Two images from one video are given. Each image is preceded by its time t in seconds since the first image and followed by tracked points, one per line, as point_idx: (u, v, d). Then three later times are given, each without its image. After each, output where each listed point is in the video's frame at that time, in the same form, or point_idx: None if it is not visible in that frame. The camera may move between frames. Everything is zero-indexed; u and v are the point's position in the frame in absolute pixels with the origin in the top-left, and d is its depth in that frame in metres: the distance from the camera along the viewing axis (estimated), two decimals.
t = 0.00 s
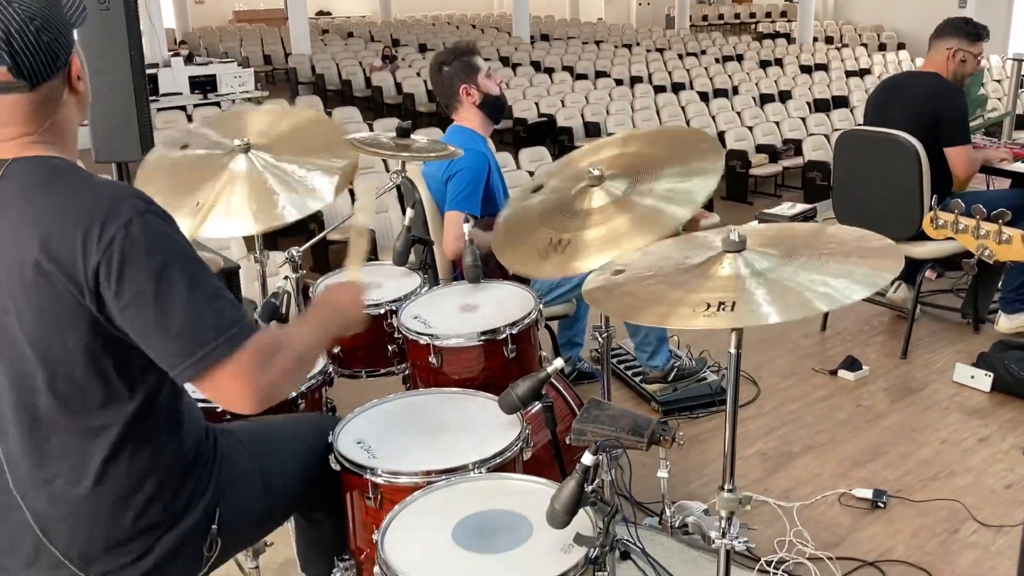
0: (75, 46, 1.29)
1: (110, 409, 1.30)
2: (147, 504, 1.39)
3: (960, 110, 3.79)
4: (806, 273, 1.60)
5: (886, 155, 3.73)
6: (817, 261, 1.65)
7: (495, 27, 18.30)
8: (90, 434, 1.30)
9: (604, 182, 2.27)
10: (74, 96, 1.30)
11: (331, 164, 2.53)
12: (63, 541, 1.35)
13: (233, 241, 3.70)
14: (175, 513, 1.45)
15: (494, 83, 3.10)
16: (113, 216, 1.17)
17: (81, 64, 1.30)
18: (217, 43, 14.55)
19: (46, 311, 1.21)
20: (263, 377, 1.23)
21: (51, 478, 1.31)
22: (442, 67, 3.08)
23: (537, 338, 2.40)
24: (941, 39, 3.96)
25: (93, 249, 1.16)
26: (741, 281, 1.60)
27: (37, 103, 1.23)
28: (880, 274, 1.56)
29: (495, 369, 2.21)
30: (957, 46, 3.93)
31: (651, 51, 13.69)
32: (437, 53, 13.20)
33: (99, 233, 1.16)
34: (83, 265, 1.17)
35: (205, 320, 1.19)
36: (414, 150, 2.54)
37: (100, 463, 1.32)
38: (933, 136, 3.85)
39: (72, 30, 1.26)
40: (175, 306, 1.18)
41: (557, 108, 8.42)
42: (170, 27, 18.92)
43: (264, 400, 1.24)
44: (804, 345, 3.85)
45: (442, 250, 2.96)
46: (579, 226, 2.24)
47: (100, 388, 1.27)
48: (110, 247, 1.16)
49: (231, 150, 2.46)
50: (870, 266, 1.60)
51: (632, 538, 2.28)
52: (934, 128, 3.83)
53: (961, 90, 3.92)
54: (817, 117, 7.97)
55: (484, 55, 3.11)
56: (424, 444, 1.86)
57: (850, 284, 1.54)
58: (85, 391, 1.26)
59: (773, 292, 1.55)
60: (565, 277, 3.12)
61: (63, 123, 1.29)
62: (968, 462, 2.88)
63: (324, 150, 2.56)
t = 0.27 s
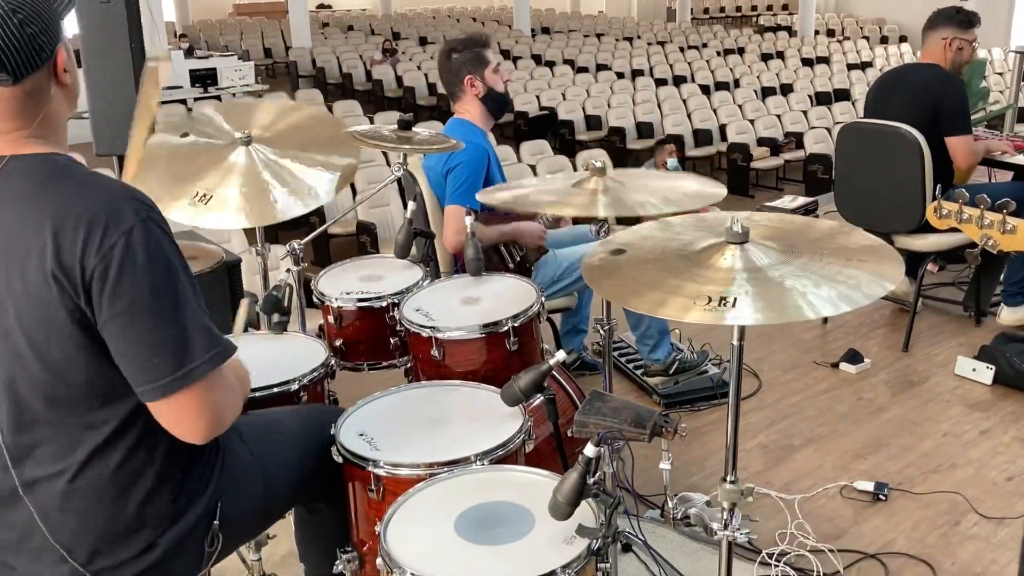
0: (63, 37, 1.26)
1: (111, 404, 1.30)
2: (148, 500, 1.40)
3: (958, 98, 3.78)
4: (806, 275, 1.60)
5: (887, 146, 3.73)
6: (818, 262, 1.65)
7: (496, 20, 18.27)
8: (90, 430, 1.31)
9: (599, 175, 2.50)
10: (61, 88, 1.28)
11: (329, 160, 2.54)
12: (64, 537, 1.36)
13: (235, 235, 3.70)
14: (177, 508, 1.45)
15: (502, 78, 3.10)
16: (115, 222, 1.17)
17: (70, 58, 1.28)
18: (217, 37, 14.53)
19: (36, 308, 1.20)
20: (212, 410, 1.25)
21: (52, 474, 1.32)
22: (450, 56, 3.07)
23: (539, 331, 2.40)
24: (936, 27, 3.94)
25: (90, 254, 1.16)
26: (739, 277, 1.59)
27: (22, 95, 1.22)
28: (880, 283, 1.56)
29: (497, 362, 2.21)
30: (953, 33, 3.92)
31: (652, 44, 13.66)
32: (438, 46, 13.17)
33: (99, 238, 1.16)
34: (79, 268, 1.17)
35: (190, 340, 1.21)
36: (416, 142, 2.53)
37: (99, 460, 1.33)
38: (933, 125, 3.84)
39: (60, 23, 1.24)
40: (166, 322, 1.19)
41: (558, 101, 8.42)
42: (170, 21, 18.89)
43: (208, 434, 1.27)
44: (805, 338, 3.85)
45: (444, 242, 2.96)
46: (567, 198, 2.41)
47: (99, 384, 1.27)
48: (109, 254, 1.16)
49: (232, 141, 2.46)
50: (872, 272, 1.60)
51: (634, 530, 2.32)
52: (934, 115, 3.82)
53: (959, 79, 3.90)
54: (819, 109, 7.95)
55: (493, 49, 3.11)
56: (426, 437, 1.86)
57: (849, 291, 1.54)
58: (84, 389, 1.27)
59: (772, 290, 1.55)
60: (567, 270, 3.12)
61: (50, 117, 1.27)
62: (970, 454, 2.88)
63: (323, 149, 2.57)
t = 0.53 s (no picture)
0: (48, 33, 1.22)
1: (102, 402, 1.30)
2: (141, 496, 1.40)
3: (955, 92, 3.78)
4: (804, 265, 1.59)
5: (884, 141, 3.73)
6: (813, 252, 1.65)
7: (495, 15, 18.24)
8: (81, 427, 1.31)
9: (597, 172, 2.47)
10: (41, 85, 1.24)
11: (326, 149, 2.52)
12: (57, 534, 1.36)
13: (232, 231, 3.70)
14: (171, 504, 1.45)
15: (502, 74, 3.09)
16: (96, 221, 1.17)
17: (53, 55, 1.24)
18: (215, 32, 14.50)
19: (24, 309, 1.21)
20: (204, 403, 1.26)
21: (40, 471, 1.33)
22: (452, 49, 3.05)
23: (536, 326, 2.40)
24: (935, 25, 3.95)
25: (73, 254, 1.16)
26: (736, 272, 1.59)
27: None
28: (876, 268, 1.56)
29: (493, 358, 2.21)
30: (956, 32, 3.91)
31: (651, 39, 13.64)
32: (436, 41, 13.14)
33: (81, 239, 1.16)
34: (63, 269, 1.17)
35: (177, 338, 1.21)
36: (413, 138, 2.53)
37: (89, 457, 1.33)
38: (929, 119, 3.84)
39: (43, 22, 1.20)
40: (152, 320, 1.19)
41: (556, 96, 8.40)
42: (169, 16, 18.87)
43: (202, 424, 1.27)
44: (803, 334, 3.86)
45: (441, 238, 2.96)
46: (569, 199, 2.37)
47: (89, 381, 1.27)
48: (91, 255, 1.16)
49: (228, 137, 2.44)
50: (869, 258, 1.60)
51: (630, 525, 2.33)
52: (930, 109, 3.82)
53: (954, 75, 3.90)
54: (817, 105, 7.95)
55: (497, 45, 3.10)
56: (421, 432, 1.86)
57: (848, 277, 1.54)
58: (74, 386, 1.27)
59: (769, 284, 1.55)
60: (564, 266, 3.11)
61: (32, 117, 1.25)
62: (966, 449, 2.89)
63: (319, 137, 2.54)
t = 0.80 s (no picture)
0: (24, 29, 1.21)
1: (92, 395, 1.30)
2: (135, 490, 1.39)
3: (950, 85, 3.77)
4: (798, 260, 1.59)
5: (880, 136, 3.72)
6: (809, 248, 1.64)
7: (492, 11, 18.20)
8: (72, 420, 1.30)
9: (591, 168, 2.44)
10: (16, 81, 1.23)
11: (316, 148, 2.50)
12: (50, 528, 1.35)
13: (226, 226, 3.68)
14: (165, 499, 1.45)
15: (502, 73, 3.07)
16: (92, 202, 1.16)
17: (29, 46, 1.23)
18: (211, 27, 14.45)
19: (20, 294, 1.20)
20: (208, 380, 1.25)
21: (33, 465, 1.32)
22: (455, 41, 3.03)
23: (531, 321, 2.40)
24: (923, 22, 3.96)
25: (70, 235, 1.16)
26: (731, 265, 1.59)
27: None
28: (872, 266, 1.56)
29: (488, 353, 2.21)
30: (947, 26, 3.91)
31: (648, 35, 13.63)
32: (433, 37, 13.12)
33: (77, 219, 1.15)
34: (60, 252, 1.16)
35: (177, 318, 1.20)
36: (408, 133, 2.52)
37: (81, 450, 1.32)
38: (924, 114, 3.84)
39: (14, 13, 1.18)
40: (152, 300, 1.18)
41: (553, 92, 8.38)
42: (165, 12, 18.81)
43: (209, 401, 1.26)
44: (799, 329, 3.85)
45: (436, 233, 2.95)
46: (566, 202, 2.34)
47: (83, 372, 1.26)
48: (88, 235, 1.15)
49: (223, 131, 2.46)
50: (862, 256, 1.60)
51: (625, 521, 2.33)
52: (925, 103, 3.82)
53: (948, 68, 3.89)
54: (814, 101, 7.94)
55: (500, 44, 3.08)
56: (415, 427, 1.86)
57: (842, 274, 1.53)
58: (66, 377, 1.26)
59: (764, 279, 1.54)
60: (559, 261, 3.10)
61: (9, 109, 1.24)
62: (962, 445, 2.89)
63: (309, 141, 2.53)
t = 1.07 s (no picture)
0: (25, 32, 1.21)
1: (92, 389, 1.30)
2: (134, 487, 1.39)
3: (945, 82, 3.78)
4: (795, 256, 1.59)
5: (877, 134, 3.73)
6: (806, 244, 1.64)
7: (488, 8, 18.18)
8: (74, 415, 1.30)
9: (589, 161, 2.45)
10: (14, 81, 1.23)
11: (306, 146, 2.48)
12: (50, 526, 1.35)
13: (223, 223, 3.68)
14: (164, 494, 1.45)
15: (506, 70, 3.07)
16: (91, 196, 1.16)
17: (29, 47, 1.22)
18: (207, 24, 14.42)
19: (21, 286, 1.20)
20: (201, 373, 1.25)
21: (33, 460, 1.31)
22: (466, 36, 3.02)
23: (528, 318, 2.40)
24: (920, 19, 3.96)
25: (69, 229, 1.15)
26: (730, 261, 1.59)
27: None
28: (869, 261, 1.56)
29: (486, 350, 2.21)
30: (945, 24, 3.91)
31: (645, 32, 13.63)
32: (429, 34, 13.10)
33: (77, 214, 1.15)
34: (59, 245, 1.16)
35: (171, 314, 1.20)
36: (406, 130, 2.51)
37: (82, 444, 1.32)
38: (921, 111, 3.85)
39: (16, 15, 1.18)
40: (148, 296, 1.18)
41: (550, 90, 8.38)
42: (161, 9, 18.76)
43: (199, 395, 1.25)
44: (795, 327, 3.86)
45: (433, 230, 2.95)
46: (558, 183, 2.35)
47: (80, 365, 1.26)
48: (88, 228, 1.15)
49: (221, 129, 2.45)
50: (859, 251, 1.60)
51: (622, 517, 2.33)
52: (921, 100, 3.83)
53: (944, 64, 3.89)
54: (810, 99, 7.95)
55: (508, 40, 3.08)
56: (413, 424, 1.85)
57: (839, 270, 1.54)
58: (67, 370, 1.26)
59: (763, 273, 1.54)
60: (557, 258, 3.10)
61: (6, 107, 1.24)
62: (959, 441, 2.89)
63: (303, 138, 2.51)
